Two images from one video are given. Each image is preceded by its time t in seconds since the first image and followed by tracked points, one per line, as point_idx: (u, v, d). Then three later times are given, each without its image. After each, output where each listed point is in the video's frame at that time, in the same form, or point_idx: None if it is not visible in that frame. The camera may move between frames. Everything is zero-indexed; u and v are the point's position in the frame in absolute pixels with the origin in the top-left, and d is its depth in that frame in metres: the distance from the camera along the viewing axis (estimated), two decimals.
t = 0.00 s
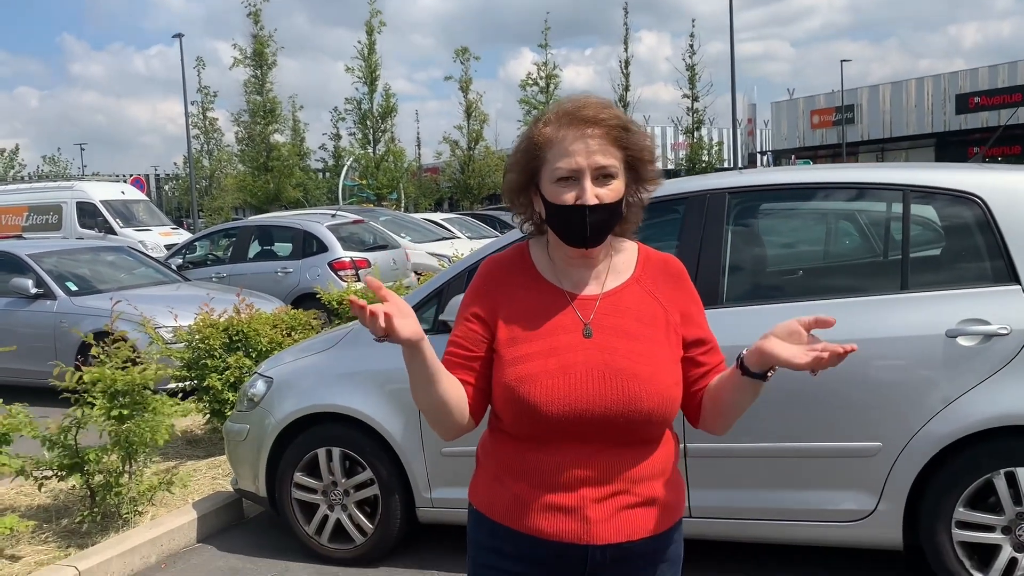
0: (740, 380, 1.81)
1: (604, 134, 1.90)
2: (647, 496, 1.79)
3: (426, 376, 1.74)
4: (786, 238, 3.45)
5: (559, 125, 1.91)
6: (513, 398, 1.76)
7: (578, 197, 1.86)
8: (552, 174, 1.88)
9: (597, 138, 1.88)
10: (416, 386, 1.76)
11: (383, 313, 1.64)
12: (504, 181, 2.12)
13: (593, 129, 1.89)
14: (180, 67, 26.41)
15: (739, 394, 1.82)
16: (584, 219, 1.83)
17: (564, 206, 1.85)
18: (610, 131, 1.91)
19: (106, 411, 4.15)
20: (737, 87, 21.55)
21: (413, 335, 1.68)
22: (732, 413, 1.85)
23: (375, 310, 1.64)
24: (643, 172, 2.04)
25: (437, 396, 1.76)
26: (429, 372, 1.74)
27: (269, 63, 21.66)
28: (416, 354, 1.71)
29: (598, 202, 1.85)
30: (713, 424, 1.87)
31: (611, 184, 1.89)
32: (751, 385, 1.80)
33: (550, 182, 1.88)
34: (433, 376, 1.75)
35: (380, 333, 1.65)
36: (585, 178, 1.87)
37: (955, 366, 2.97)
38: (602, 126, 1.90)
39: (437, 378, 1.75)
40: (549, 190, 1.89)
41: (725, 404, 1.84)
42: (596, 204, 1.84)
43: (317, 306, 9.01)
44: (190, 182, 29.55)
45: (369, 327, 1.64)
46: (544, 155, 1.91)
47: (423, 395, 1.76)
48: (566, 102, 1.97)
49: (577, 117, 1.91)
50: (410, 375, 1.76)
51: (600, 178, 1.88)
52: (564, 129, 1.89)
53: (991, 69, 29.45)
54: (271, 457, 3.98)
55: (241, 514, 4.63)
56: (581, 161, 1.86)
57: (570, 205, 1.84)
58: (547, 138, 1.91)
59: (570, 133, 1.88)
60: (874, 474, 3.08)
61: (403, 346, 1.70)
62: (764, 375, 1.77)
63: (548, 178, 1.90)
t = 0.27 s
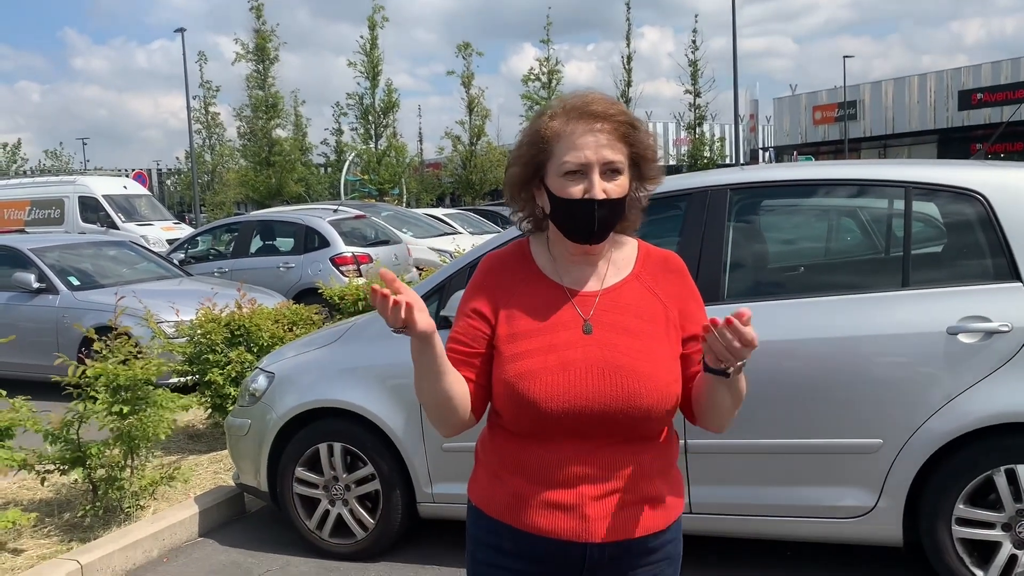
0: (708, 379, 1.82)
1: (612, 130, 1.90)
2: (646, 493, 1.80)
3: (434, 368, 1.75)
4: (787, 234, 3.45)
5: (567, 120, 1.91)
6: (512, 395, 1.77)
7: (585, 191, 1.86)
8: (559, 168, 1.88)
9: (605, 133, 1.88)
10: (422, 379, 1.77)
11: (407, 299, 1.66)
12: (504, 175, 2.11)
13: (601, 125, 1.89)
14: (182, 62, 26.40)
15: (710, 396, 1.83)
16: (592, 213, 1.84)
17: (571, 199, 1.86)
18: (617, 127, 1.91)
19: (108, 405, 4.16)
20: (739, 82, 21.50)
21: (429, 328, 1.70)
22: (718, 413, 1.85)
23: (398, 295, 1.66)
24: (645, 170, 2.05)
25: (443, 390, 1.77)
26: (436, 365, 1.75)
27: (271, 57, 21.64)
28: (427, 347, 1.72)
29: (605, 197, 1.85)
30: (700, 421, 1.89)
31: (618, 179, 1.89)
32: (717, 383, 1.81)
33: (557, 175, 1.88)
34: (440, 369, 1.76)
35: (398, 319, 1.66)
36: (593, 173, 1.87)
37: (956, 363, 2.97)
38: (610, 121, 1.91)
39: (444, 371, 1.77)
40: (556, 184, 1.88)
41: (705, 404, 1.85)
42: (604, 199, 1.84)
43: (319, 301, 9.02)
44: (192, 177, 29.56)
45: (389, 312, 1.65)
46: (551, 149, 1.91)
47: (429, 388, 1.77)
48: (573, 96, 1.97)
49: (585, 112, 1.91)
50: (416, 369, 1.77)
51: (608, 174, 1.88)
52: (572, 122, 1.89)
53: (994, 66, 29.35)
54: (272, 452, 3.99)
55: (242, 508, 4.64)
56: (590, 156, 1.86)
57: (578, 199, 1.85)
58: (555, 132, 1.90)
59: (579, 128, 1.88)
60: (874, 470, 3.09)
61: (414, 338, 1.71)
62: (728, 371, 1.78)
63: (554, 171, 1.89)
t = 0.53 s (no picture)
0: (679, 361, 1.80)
1: (605, 130, 1.90)
2: (646, 489, 1.79)
3: (434, 361, 1.76)
4: (785, 234, 3.44)
5: (560, 121, 1.91)
6: (511, 393, 1.76)
7: (579, 190, 1.85)
8: (553, 167, 1.88)
9: (598, 133, 1.88)
10: (422, 371, 1.77)
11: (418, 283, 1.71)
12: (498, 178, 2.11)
13: (594, 126, 1.90)
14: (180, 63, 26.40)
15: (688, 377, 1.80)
16: (586, 211, 1.83)
17: (566, 198, 1.85)
18: (609, 127, 1.92)
19: (107, 407, 4.15)
20: (737, 82, 21.50)
21: (433, 316, 1.73)
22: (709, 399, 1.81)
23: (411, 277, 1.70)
24: (638, 172, 2.04)
25: (442, 385, 1.76)
26: (437, 357, 1.76)
27: (270, 58, 21.64)
28: (428, 336, 1.74)
29: (600, 195, 1.85)
30: (699, 411, 1.86)
31: (612, 178, 1.89)
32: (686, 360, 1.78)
33: (551, 174, 1.88)
34: (440, 362, 1.76)
35: (407, 298, 1.68)
36: (587, 172, 1.86)
37: (954, 363, 2.97)
38: (602, 123, 1.91)
39: (442, 367, 1.77)
40: (550, 183, 1.88)
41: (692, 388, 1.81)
42: (598, 197, 1.84)
43: (317, 302, 9.01)
44: (190, 177, 29.54)
45: (401, 288, 1.67)
46: (544, 149, 1.90)
47: (427, 384, 1.77)
48: (565, 99, 1.97)
49: (578, 114, 1.91)
50: (416, 361, 1.77)
51: (602, 173, 1.88)
52: (565, 123, 1.90)
53: (993, 65, 29.37)
54: (271, 454, 3.99)
55: (241, 510, 4.64)
56: (584, 155, 1.86)
57: (572, 197, 1.84)
58: (549, 133, 1.90)
59: (572, 128, 1.88)
60: (872, 471, 3.09)
61: (416, 325, 1.73)
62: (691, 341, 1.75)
63: (548, 171, 1.89)
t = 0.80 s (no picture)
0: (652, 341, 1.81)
1: (597, 134, 1.91)
2: (646, 489, 1.79)
3: (433, 359, 1.76)
4: (781, 236, 3.45)
5: (553, 125, 1.92)
6: (508, 393, 1.76)
7: (573, 192, 1.86)
8: (547, 171, 1.88)
9: (590, 137, 1.89)
10: (420, 368, 1.77)
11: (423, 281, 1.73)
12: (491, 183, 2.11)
13: (587, 129, 1.90)
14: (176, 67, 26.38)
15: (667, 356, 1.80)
16: (581, 214, 1.84)
17: (560, 201, 1.85)
18: (601, 131, 1.93)
19: (102, 413, 4.14)
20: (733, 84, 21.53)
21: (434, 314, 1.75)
22: (695, 380, 1.80)
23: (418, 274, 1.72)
24: (630, 176, 2.05)
25: (440, 383, 1.76)
26: (437, 356, 1.76)
27: (266, 62, 21.63)
28: (429, 333, 1.75)
29: (594, 197, 1.85)
30: (691, 400, 1.85)
31: (605, 181, 1.89)
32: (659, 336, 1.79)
33: (544, 177, 1.88)
34: (439, 361, 1.76)
35: (415, 291, 1.69)
36: (581, 175, 1.86)
37: (950, 365, 2.98)
38: (595, 126, 1.92)
39: (440, 367, 1.77)
40: (544, 186, 1.88)
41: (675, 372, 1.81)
42: (592, 199, 1.84)
43: (314, 306, 9.00)
44: (186, 181, 29.50)
45: (410, 282, 1.68)
46: (538, 153, 1.91)
47: (425, 383, 1.77)
48: (557, 104, 1.98)
49: (570, 118, 1.92)
50: (415, 359, 1.77)
51: (595, 175, 1.88)
52: (558, 127, 1.90)
53: (988, 67, 29.43)
54: (267, 459, 3.98)
55: (238, 515, 4.63)
56: (577, 158, 1.86)
57: (567, 200, 1.84)
58: (542, 137, 1.90)
59: (564, 132, 1.89)
60: (869, 472, 3.09)
61: (417, 322, 1.73)
62: (655, 313, 1.77)
63: (542, 174, 1.89)
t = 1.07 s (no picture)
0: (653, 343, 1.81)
1: (593, 139, 1.92)
2: (645, 494, 1.79)
3: (429, 365, 1.76)
4: (777, 240, 3.45)
5: (548, 131, 1.92)
6: (506, 398, 1.75)
7: (571, 196, 1.86)
8: (544, 176, 1.88)
9: (586, 141, 1.90)
10: (416, 374, 1.76)
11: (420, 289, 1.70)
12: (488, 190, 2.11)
13: (583, 134, 1.91)
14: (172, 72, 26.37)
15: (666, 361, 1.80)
16: (579, 217, 1.83)
17: (557, 205, 1.85)
18: (597, 135, 1.94)
19: (99, 418, 4.13)
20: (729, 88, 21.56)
21: (429, 319, 1.73)
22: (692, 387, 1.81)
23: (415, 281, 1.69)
24: (625, 181, 2.06)
25: (436, 388, 1.76)
26: (432, 360, 1.75)
27: (262, 66, 21.62)
28: (423, 339, 1.74)
29: (592, 201, 1.85)
30: (688, 406, 1.85)
31: (602, 185, 1.89)
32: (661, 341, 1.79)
33: (542, 183, 1.88)
34: (435, 366, 1.76)
35: (407, 298, 1.67)
36: (578, 179, 1.86)
37: (946, 367, 2.98)
38: (590, 131, 1.93)
39: (436, 373, 1.76)
40: (541, 192, 1.88)
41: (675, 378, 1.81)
42: (590, 203, 1.84)
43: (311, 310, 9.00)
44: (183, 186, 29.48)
45: (402, 288, 1.66)
46: (534, 158, 1.91)
47: (421, 389, 1.77)
48: (552, 110, 1.99)
49: (566, 123, 1.93)
50: (411, 364, 1.77)
51: (592, 179, 1.88)
52: (554, 132, 1.91)
53: (983, 69, 29.51)
54: (264, 464, 3.97)
55: (234, 520, 4.62)
56: (574, 162, 1.86)
57: (564, 204, 1.84)
58: (538, 143, 1.91)
59: (561, 137, 1.89)
60: (866, 475, 3.09)
61: (411, 327, 1.72)
62: (659, 320, 1.77)
63: (539, 179, 1.89)
